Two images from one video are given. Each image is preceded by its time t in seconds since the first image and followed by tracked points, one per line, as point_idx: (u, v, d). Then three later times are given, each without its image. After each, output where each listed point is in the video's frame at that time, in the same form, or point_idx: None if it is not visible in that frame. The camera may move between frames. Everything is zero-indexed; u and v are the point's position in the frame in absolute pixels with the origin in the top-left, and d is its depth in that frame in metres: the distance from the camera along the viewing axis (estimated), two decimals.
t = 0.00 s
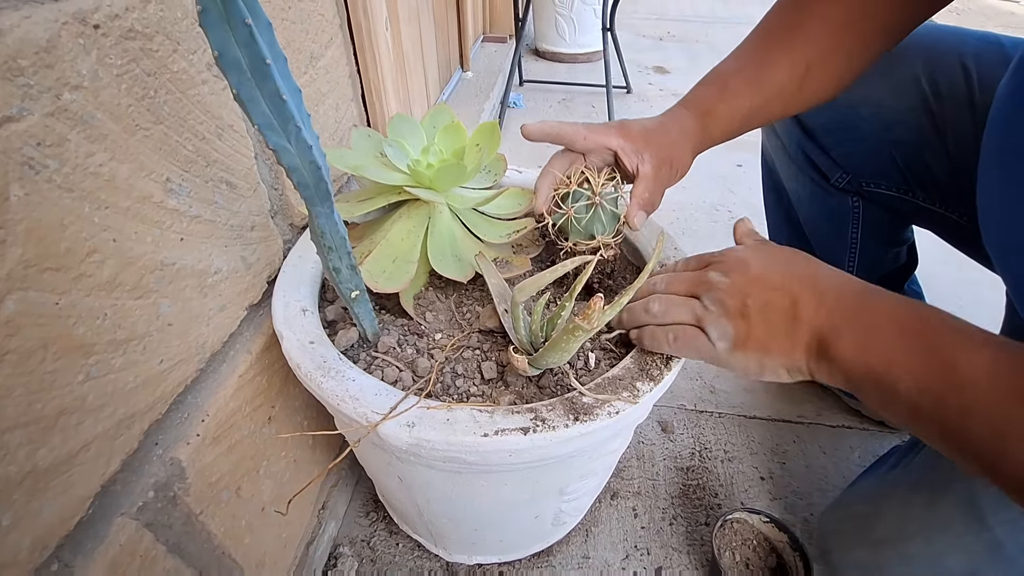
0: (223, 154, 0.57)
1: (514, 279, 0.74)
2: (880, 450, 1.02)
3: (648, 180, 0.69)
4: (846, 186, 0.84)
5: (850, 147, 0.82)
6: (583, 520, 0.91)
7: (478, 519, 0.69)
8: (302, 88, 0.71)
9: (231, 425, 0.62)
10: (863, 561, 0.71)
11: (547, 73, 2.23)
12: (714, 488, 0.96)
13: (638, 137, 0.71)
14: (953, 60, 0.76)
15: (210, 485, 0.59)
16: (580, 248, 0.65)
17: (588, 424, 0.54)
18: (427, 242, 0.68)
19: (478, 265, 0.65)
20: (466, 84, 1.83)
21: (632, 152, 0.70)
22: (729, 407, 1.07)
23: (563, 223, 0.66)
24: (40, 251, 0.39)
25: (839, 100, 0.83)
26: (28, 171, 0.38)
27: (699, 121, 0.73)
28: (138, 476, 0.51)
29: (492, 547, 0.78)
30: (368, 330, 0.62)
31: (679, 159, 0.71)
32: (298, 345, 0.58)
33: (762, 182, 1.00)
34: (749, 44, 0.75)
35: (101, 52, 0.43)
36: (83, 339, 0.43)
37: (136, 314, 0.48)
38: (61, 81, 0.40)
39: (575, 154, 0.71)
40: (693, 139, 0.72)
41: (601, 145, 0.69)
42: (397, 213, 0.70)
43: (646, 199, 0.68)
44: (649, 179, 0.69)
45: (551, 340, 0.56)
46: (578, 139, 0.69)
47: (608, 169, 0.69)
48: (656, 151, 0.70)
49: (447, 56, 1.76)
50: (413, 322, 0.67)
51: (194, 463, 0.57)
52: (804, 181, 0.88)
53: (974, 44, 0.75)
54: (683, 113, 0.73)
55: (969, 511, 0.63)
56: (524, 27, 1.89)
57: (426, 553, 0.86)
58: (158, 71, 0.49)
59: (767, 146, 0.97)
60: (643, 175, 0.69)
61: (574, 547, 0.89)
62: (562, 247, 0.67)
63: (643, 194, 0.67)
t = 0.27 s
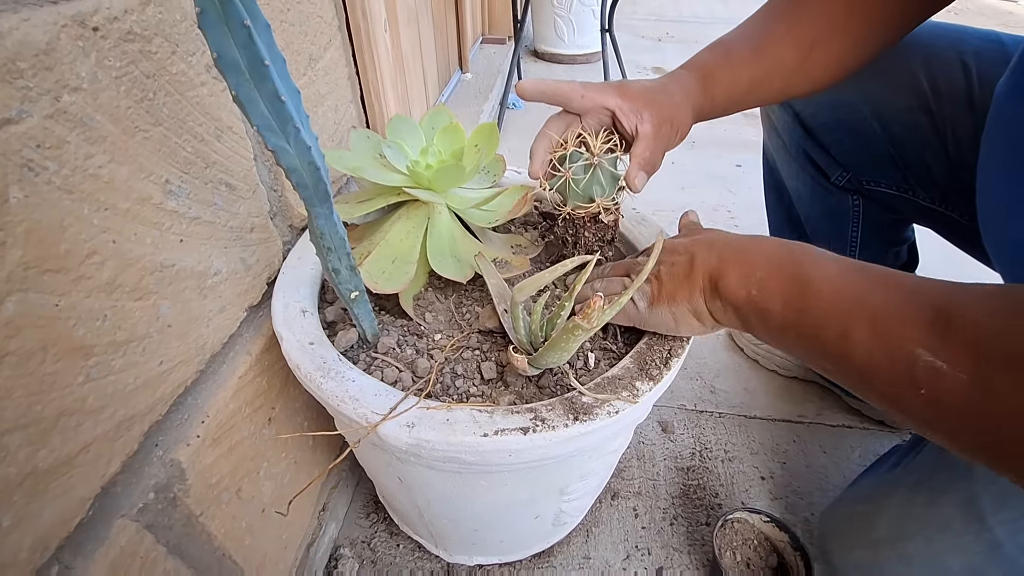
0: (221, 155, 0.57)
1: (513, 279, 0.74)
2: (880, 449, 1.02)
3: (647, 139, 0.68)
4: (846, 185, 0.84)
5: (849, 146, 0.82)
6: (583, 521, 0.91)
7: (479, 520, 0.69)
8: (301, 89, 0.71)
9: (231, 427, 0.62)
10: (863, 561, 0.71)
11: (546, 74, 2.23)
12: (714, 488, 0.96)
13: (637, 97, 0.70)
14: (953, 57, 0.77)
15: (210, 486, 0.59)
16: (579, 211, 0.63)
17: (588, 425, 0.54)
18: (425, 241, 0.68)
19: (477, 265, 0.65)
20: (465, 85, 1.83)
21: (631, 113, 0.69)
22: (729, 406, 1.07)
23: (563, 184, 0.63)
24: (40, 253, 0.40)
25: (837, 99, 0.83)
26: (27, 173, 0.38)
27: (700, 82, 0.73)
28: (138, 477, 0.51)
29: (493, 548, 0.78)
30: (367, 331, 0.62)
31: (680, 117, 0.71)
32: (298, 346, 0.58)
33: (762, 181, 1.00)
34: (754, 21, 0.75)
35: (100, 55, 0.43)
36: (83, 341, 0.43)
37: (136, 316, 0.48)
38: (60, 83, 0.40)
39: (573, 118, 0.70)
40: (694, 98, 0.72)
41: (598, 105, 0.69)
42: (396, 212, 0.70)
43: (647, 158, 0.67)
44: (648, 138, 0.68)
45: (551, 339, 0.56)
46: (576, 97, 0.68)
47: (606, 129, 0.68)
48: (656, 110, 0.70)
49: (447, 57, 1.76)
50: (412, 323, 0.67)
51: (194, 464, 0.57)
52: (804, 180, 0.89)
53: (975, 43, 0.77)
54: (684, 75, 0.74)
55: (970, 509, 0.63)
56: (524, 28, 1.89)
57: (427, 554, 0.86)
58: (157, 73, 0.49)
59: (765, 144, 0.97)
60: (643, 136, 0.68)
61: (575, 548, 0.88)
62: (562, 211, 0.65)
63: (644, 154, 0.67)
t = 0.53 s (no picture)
0: (223, 159, 0.58)
1: (514, 282, 0.74)
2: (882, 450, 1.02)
3: (656, 145, 0.67)
4: (847, 180, 0.84)
5: (849, 143, 0.82)
6: (585, 522, 0.91)
7: (480, 522, 0.69)
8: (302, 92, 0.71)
9: (233, 430, 0.62)
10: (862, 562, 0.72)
11: (546, 76, 2.24)
12: (715, 489, 0.96)
13: (645, 103, 0.69)
14: (953, 57, 0.78)
15: (212, 488, 0.60)
16: (587, 214, 0.66)
17: (588, 426, 0.54)
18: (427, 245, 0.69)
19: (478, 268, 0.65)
20: (465, 87, 1.83)
21: (640, 118, 0.68)
22: (730, 407, 1.07)
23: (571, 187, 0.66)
24: (43, 257, 0.40)
25: (839, 96, 0.84)
26: (31, 178, 0.38)
27: (704, 90, 0.72)
28: (140, 480, 0.51)
29: (496, 549, 0.78)
30: (368, 333, 0.62)
31: (687, 125, 0.70)
32: (300, 349, 0.58)
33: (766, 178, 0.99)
34: (756, 22, 0.75)
35: (102, 60, 0.43)
36: (87, 345, 0.44)
37: (139, 319, 0.48)
38: (63, 89, 0.40)
39: (585, 120, 0.70)
40: (699, 107, 0.71)
41: (608, 110, 0.69)
42: (399, 215, 0.71)
43: (655, 163, 0.66)
44: (657, 145, 0.67)
45: (552, 341, 0.56)
46: (586, 102, 0.68)
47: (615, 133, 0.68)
48: (663, 117, 0.69)
49: (447, 59, 1.76)
50: (413, 324, 0.67)
51: (197, 468, 0.57)
52: (806, 177, 0.89)
53: (973, 43, 0.79)
54: (689, 83, 0.73)
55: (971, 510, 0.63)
56: (524, 30, 1.89)
57: (428, 556, 0.86)
58: (159, 77, 0.49)
59: (770, 141, 0.98)
60: (652, 139, 0.67)
61: (576, 549, 0.89)
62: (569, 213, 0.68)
63: (652, 159, 0.66)
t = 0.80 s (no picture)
0: (226, 161, 0.58)
1: (517, 283, 0.75)
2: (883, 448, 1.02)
3: (655, 119, 0.66)
4: (846, 173, 0.84)
5: (848, 136, 0.82)
6: (587, 522, 0.91)
7: (483, 522, 0.69)
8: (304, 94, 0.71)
9: (236, 431, 0.62)
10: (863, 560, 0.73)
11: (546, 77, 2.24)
12: (717, 489, 0.96)
13: (646, 80, 0.69)
14: (948, 52, 0.79)
15: (216, 489, 0.60)
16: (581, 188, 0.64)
17: (591, 426, 0.54)
18: (428, 245, 0.69)
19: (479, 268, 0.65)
20: (465, 88, 1.84)
21: (639, 95, 0.68)
22: (731, 407, 1.07)
23: (562, 165, 0.64)
24: (49, 259, 0.40)
25: (838, 89, 0.84)
26: (36, 181, 0.39)
27: (709, 72, 0.72)
28: (144, 481, 0.52)
29: (498, 549, 0.78)
30: (370, 334, 0.62)
31: (688, 104, 0.70)
32: (303, 350, 0.59)
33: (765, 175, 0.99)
34: (765, 9, 0.75)
35: (106, 63, 0.43)
36: (91, 346, 0.44)
37: (143, 321, 0.49)
38: (67, 92, 0.41)
39: (585, 98, 0.71)
40: (703, 88, 0.72)
41: (607, 87, 0.69)
42: (399, 217, 0.71)
43: (652, 140, 0.64)
44: (656, 119, 0.66)
45: (553, 342, 0.56)
46: (584, 79, 0.69)
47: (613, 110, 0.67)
48: (662, 94, 0.69)
49: (446, 61, 1.76)
50: (415, 325, 0.67)
51: (201, 469, 0.57)
52: (805, 172, 0.89)
53: (967, 38, 0.80)
54: (693, 64, 0.73)
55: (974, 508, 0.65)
56: (524, 32, 1.90)
57: (431, 557, 0.86)
58: (163, 80, 0.49)
59: (768, 138, 0.98)
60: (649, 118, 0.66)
61: (578, 549, 0.89)
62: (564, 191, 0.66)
63: (649, 133, 0.64)
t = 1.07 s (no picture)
0: (230, 172, 0.59)
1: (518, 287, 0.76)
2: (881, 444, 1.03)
3: (657, 104, 0.68)
4: (838, 173, 0.85)
5: (839, 137, 0.84)
6: (589, 523, 0.92)
7: (487, 524, 0.70)
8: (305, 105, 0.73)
9: (242, 437, 0.63)
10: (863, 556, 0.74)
11: (543, 81, 2.25)
12: (718, 488, 0.97)
13: (649, 65, 0.70)
14: (933, 54, 0.81)
15: (224, 495, 0.61)
16: (583, 172, 0.64)
17: (592, 427, 0.55)
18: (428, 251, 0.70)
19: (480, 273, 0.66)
20: (462, 93, 1.85)
21: (642, 80, 0.69)
22: (731, 407, 1.09)
23: (564, 149, 0.65)
24: (62, 272, 0.41)
25: (827, 91, 0.85)
26: (49, 197, 0.40)
27: (713, 58, 0.74)
28: (155, 488, 0.53)
29: (502, 551, 0.79)
30: (374, 340, 0.63)
31: (691, 89, 0.71)
32: (308, 357, 0.60)
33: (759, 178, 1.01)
34: None
35: (114, 80, 0.45)
36: (103, 356, 0.45)
37: (152, 331, 0.50)
38: (78, 109, 0.42)
39: (590, 82, 0.72)
40: (707, 73, 0.73)
41: (610, 72, 0.70)
42: (400, 224, 0.72)
43: (654, 123, 0.66)
44: (658, 104, 0.68)
45: (554, 345, 0.57)
46: (587, 64, 0.70)
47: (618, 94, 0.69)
48: (665, 79, 0.70)
49: (444, 66, 1.78)
50: (418, 330, 0.69)
51: (209, 475, 0.58)
52: (797, 172, 0.90)
53: (949, 38, 0.82)
54: (697, 50, 0.75)
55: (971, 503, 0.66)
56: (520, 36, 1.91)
57: (435, 560, 0.87)
58: (168, 95, 0.50)
59: (759, 141, 0.99)
60: (653, 101, 0.68)
61: (581, 550, 0.90)
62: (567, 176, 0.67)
63: (652, 117, 0.66)
